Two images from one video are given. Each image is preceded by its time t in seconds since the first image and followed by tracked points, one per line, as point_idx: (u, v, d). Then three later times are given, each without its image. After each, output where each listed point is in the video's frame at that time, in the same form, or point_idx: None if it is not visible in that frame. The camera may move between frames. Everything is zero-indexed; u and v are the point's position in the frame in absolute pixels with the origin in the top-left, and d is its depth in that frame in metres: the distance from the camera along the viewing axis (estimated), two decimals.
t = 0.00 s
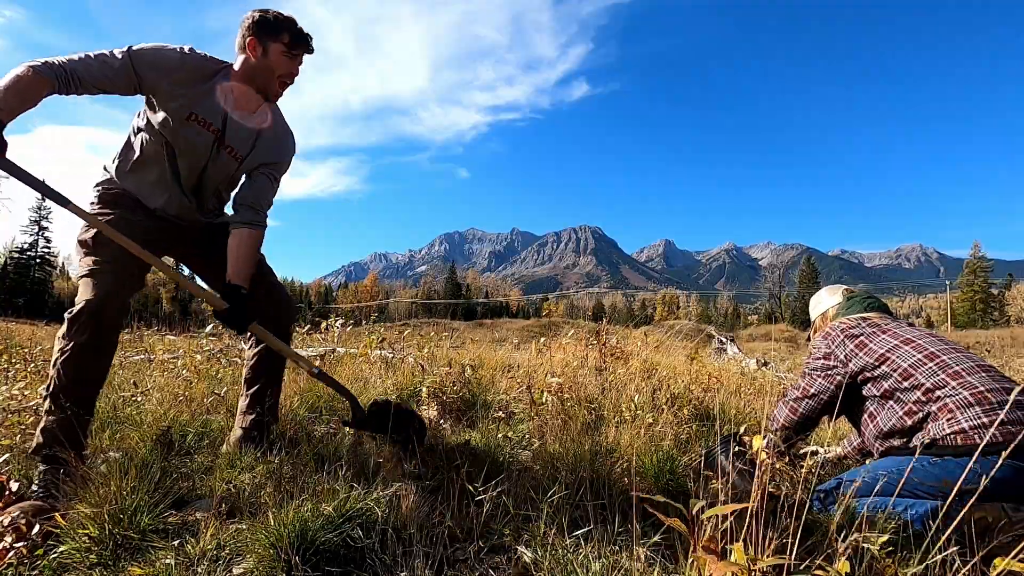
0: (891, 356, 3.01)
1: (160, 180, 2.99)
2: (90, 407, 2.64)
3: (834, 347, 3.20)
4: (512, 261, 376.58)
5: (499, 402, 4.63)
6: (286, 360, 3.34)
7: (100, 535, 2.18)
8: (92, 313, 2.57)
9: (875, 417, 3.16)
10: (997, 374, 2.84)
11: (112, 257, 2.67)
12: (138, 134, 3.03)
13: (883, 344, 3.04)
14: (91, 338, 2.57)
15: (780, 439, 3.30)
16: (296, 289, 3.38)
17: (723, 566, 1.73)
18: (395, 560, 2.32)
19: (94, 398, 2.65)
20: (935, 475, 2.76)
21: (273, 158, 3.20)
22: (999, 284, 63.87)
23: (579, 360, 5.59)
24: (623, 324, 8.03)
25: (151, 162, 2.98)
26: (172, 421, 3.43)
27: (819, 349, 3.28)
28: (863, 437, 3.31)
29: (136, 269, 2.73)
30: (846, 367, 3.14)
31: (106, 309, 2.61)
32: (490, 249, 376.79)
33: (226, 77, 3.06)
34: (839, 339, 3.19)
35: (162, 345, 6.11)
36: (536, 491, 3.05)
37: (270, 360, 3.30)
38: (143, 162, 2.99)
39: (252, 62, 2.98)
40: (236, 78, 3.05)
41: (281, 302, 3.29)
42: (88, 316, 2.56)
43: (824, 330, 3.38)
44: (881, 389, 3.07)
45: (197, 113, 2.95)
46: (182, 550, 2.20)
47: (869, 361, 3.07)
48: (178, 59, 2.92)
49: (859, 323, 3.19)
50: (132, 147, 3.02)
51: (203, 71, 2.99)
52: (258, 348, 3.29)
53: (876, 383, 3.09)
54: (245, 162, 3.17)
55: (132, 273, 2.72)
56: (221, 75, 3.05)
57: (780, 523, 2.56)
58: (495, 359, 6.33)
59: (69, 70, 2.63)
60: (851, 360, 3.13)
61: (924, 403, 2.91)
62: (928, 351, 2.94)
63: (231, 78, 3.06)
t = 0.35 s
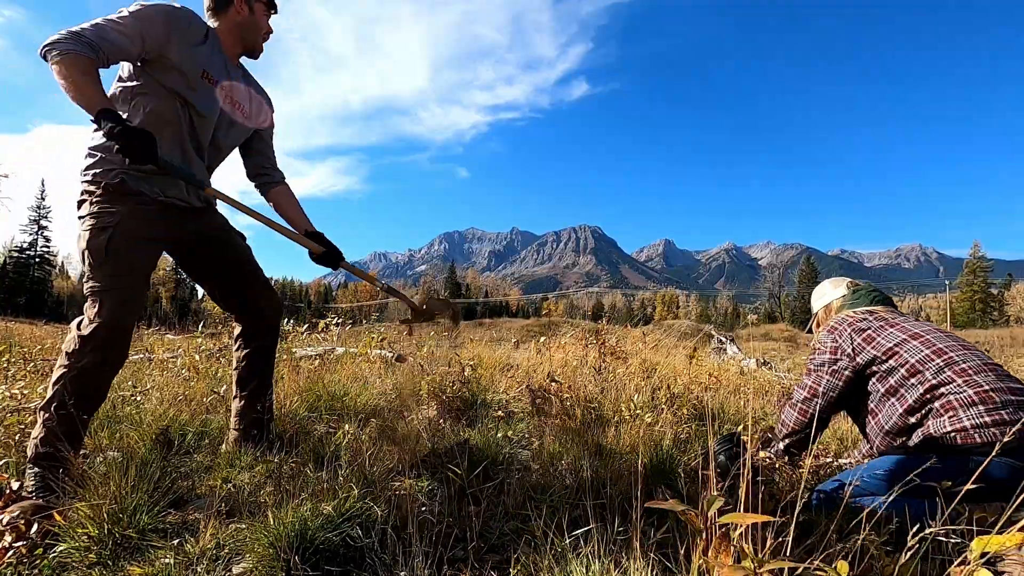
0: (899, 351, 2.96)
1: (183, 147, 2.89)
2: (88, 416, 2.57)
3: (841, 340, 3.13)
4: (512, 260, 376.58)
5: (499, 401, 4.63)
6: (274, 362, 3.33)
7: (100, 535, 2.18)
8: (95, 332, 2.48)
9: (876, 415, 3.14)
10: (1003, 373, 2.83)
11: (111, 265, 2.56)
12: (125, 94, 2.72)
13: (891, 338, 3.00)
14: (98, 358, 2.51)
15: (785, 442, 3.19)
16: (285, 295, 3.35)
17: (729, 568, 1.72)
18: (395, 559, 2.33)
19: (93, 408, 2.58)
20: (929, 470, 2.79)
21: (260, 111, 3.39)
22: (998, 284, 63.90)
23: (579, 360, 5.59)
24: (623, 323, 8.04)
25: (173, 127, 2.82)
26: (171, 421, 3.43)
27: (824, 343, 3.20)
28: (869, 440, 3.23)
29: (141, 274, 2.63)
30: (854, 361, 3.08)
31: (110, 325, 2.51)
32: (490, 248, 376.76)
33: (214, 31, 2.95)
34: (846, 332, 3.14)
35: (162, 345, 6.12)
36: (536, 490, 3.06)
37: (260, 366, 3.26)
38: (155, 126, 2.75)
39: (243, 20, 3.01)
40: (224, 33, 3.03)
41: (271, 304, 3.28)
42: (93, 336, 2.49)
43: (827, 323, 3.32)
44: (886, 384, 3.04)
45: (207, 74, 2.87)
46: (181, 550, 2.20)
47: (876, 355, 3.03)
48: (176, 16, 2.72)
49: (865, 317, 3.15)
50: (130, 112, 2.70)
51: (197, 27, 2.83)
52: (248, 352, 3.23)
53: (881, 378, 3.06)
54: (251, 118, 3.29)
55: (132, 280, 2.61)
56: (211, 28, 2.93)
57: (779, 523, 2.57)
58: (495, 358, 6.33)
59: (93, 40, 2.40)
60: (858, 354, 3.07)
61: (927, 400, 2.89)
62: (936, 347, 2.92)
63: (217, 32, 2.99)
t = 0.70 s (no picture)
0: (913, 346, 2.97)
1: (194, 109, 2.81)
2: (84, 398, 2.51)
3: (854, 333, 3.16)
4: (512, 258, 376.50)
5: (499, 398, 4.63)
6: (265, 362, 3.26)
7: (99, 531, 2.18)
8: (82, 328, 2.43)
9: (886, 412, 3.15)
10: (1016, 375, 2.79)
11: (103, 256, 2.45)
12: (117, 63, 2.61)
13: (906, 333, 3.01)
14: (84, 352, 2.45)
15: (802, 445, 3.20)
16: (279, 295, 3.27)
17: (730, 566, 1.71)
18: (395, 554, 2.33)
19: (89, 390, 2.52)
20: (932, 467, 2.78)
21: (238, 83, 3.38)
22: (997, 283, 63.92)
23: (579, 357, 5.60)
24: (622, 321, 8.04)
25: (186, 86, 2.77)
26: (170, 417, 3.42)
27: (836, 336, 3.24)
28: (879, 441, 3.22)
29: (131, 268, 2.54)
30: (866, 355, 3.11)
31: (97, 322, 2.45)
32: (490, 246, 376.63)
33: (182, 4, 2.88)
34: (860, 326, 3.16)
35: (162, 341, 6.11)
36: (535, 486, 3.06)
37: (252, 365, 3.18)
38: (160, 90, 2.66)
39: None
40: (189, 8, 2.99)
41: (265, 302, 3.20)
42: (77, 331, 2.43)
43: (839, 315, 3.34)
44: (897, 379, 3.06)
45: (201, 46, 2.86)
46: (181, 546, 2.20)
47: (889, 349, 3.05)
48: None
49: (879, 311, 3.16)
50: (134, 86, 2.60)
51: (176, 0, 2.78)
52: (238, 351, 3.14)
53: (893, 373, 3.07)
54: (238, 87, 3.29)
55: (122, 274, 2.51)
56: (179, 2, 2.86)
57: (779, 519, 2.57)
58: (495, 356, 6.34)
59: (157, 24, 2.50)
60: (871, 348, 3.10)
61: (936, 398, 2.88)
62: (951, 344, 2.88)
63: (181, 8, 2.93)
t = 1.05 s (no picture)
0: (922, 344, 2.94)
1: (200, 86, 2.84)
2: (86, 397, 2.50)
3: (865, 328, 3.12)
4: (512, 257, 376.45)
5: (499, 397, 4.64)
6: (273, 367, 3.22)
7: (100, 529, 2.19)
8: (96, 329, 2.42)
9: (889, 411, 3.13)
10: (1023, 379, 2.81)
11: (121, 256, 2.46)
12: (115, 54, 2.59)
13: (916, 331, 2.98)
14: (90, 352, 2.43)
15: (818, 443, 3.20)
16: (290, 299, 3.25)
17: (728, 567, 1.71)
18: (395, 553, 2.33)
19: (92, 389, 2.50)
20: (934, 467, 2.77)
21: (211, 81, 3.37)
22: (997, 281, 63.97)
23: (579, 356, 5.60)
24: (622, 320, 8.04)
25: (189, 63, 2.79)
26: (171, 417, 3.43)
27: (845, 330, 3.19)
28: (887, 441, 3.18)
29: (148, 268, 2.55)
30: (875, 352, 3.07)
31: (111, 323, 2.45)
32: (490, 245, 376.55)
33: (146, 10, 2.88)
34: (871, 322, 3.11)
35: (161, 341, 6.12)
36: (535, 485, 3.07)
37: (259, 367, 3.16)
38: (167, 73, 2.67)
39: None
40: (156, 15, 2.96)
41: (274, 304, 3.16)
42: (89, 332, 2.42)
43: (847, 309, 3.30)
44: (902, 377, 3.03)
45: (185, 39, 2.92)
46: (182, 545, 2.20)
47: (899, 346, 3.01)
48: None
49: (889, 306, 3.12)
50: (149, 83, 2.60)
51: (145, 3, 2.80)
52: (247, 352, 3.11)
53: (899, 371, 3.04)
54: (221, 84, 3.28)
55: (138, 276, 2.53)
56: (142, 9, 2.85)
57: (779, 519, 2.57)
58: (494, 355, 6.34)
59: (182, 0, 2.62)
60: (881, 345, 3.06)
61: (941, 396, 2.89)
62: (960, 344, 2.89)
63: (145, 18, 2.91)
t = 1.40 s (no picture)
0: (927, 345, 2.93)
1: (197, 86, 2.82)
2: (86, 398, 2.48)
3: (869, 329, 3.08)
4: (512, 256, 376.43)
5: (500, 397, 4.63)
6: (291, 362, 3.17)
7: (102, 531, 2.19)
8: (96, 330, 2.39)
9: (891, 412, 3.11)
10: None
11: (122, 256, 2.43)
12: (110, 57, 2.59)
13: (921, 332, 2.96)
14: (91, 353, 2.41)
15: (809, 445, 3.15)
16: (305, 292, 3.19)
17: (729, 569, 1.69)
18: (397, 554, 2.33)
19: (92, 390, 2.49)
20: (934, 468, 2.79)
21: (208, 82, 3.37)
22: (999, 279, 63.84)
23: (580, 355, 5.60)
24: (623, 319, 8.03)
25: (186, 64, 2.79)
26: (172, 418, 3.43)
27: (848, 331, 3.14)
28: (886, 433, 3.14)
29: (148, 269, 2.50)
30: (880, 353, 3.04)
31: (110, 324, 2.41)
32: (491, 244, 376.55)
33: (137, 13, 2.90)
34: (875, 323, 3.08)
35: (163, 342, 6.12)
36: (537, 485, 3.07)
37: (276, 363, 3.12)
38: (163, 74, 2.66)
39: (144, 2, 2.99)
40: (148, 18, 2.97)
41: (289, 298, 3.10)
42: (90, 332, 2.39)
43: (849, 310, 3.26)
44: (907, 378, 3.01)
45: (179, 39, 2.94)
46: (184, 546, 2.21)
47: (904, 347, 2.99)
48: None
49: (893, 307, 3.10)
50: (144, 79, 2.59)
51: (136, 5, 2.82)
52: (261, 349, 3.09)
53: (904, 372, 3.02)
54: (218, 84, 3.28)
55: (139, 277, 2.48)
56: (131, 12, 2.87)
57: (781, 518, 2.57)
58: (495, 354, 6.33)
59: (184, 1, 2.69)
60: (886, 347, 3.03)
61: (946, 397, 2.88)
62: (964, 344, 2.88)
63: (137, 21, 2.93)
